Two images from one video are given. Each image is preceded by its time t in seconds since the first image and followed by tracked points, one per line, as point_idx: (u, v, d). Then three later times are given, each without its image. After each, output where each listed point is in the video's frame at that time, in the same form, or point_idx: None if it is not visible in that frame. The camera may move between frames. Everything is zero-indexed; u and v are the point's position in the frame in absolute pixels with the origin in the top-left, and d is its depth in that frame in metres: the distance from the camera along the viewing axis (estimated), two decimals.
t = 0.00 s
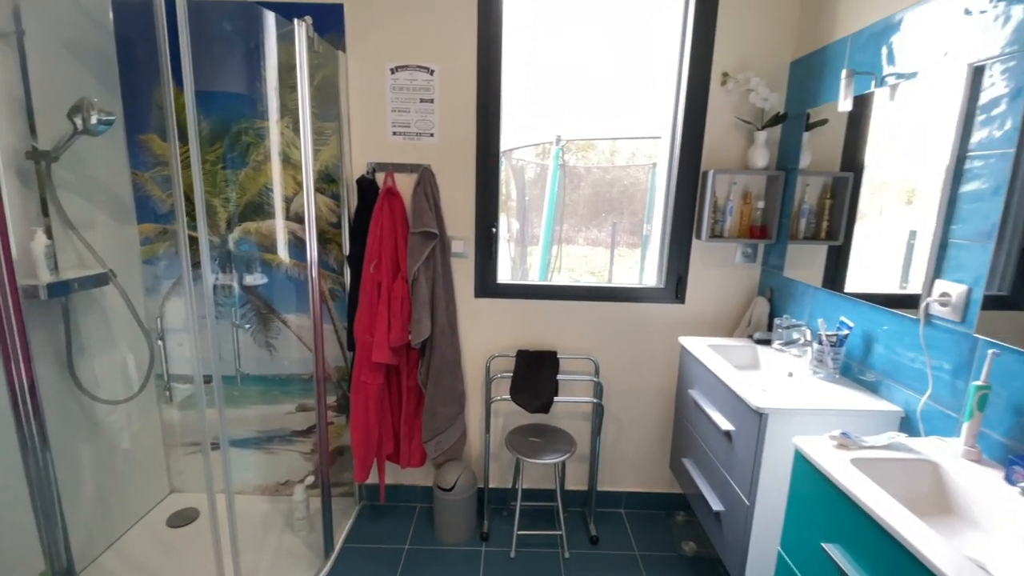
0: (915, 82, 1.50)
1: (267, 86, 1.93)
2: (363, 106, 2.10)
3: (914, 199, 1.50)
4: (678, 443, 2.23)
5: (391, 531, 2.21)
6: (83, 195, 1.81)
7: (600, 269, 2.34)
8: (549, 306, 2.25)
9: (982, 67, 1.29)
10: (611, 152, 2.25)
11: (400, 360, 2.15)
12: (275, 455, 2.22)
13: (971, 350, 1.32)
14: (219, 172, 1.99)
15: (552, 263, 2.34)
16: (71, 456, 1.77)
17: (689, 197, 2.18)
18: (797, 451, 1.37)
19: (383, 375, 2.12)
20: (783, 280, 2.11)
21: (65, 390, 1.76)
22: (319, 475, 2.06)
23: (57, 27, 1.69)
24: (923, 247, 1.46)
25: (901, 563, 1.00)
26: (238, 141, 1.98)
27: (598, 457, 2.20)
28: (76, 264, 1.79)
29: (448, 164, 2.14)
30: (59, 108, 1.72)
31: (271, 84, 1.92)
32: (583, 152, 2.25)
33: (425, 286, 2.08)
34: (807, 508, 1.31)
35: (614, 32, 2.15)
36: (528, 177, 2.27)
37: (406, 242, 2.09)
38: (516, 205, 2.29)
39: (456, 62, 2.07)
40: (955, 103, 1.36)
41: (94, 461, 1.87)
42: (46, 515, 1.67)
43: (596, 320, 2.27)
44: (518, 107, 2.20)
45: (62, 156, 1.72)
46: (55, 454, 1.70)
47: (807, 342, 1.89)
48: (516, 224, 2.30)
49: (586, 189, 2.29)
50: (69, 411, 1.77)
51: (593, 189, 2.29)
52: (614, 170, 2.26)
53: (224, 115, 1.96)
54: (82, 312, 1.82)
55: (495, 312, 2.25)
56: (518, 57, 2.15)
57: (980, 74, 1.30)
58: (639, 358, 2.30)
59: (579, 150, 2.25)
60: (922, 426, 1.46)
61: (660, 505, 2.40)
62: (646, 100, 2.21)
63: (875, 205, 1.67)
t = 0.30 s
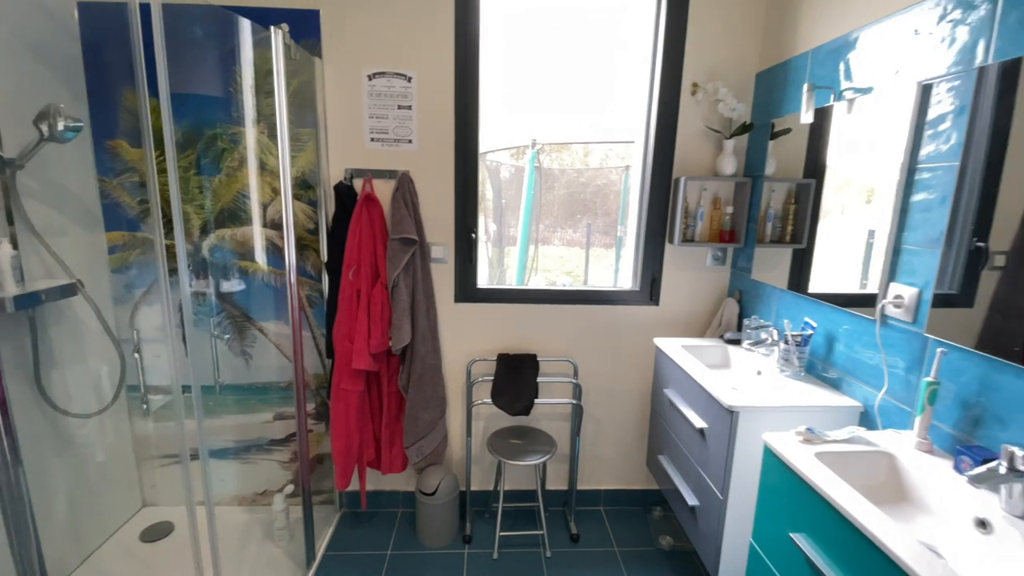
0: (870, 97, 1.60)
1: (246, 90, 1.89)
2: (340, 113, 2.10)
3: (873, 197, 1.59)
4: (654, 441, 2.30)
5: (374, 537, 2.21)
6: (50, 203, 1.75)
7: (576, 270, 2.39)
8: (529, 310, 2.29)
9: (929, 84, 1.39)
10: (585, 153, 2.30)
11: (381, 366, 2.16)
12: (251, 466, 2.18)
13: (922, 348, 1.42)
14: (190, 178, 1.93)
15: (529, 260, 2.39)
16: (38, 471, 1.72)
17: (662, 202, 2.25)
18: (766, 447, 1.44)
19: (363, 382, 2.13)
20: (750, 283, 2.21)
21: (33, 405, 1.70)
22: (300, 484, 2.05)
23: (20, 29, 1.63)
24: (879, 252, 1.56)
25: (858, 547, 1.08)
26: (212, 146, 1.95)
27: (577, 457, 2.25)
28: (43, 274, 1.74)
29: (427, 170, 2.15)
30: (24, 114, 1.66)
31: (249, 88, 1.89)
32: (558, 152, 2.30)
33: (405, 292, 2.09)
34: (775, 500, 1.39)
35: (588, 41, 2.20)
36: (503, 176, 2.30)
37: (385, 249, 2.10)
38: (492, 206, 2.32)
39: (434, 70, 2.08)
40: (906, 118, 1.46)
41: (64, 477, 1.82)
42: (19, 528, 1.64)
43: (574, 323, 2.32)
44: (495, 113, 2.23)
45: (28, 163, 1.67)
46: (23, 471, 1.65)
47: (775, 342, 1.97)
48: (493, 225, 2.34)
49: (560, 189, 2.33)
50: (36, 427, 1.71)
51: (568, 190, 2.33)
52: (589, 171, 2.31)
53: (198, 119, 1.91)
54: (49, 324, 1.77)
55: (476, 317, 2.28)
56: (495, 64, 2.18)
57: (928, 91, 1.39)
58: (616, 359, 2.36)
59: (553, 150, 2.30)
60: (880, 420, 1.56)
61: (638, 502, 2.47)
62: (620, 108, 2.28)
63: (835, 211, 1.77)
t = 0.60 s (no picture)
0: (828, 109, 1.69)
1: (221, 95, 1.87)
2: (317, 117, 2.08)
3: (834, 197, 1.68)
4: (631, 438, 2.37)
5: (356, 542, 2.21)
6: (16, 210, 1.69)
7: (553, 270, 2.45)
8: (508, 312, 2.33)
9: (881, 100, 1.49)
10: (558, 155, 2.36)
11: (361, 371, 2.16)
12: (227, 474, 2.15)
13: (877, 346, 1.52)
14: (161, 183, 1.86)
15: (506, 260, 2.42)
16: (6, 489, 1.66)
17: (636, 206, 2.32)
18: (737, 443, 1.50)
19: (342, 388, 2.12)
20: (720, 284, 2.30)
21: None
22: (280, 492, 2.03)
23: None
24: (837, 255, 1.65)
25: (821, 534, 1.16)
26: (183, 150, 1.90)
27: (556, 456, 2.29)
28: (9, 283, 1.67)
29: (405, 175, 2.16)
30: None
31: (223, 93, 1.87)
32: (532, 152, 2.35)
33: (384, 297, 2.09)
34: (746, 491, 1.46)
35: (563, 48, 2.25)
36: (476, 174, 2.33)
37: (364, 254, 2.10)
38: (468, 206, 2.35)
39: (411, 75, 2.09)
40: (861, 131, 1.56)
41: (32, 492, 1.76)
42: None
43: (552, 325, 2.36)
44: (472, 118, 2.26)
45: None
46: None
47: (743, 341, 2.06)
48: (470, 226, 2.37)
49: (534, 187, 2.38)
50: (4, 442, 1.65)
51: (542, 189, 2.38)
52: (563, 171, 2.37)
53: (169, 122, 1.86)
54: (16, 335, 1.71)
55: (455, 320, 2.30)
56: (472, 69, 2.20)
57: (880, 106, 1.49)
58: (592, 359, 2.42)
59: (527, 150, 2.35)
60: (840, 413, 1.66)
61: (615, 497, 2.53)
62: (593, 114, 2.34)
63: (798, 216, 1.87)
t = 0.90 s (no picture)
0: (789, 120, 1.78)
1: (194, 98, 1.83)
2: (292, 120, 2.07)
3: (798, 196, 1.76)
4: (607, 435, 2.43)
5: (336, 547, 2.19)
6: None
7: (528, 271, 2.48)
8: (486, 315, 2.35)
9: (838, 112, 1.58)
10: (531, 156, 2.39)
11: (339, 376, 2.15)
12: (201, 484, 2.10)
13: (835, 343, 1.61)
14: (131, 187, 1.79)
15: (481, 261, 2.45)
16: None
17: (610, 209, 2.38)
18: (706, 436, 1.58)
19: (320, 393, 2.11)
20: (690, 284, 2.38)
21: None
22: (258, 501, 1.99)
23: None
24: (799, 258, 1.74)
25: (788, 523, 1.22)
26: (153, 152, 1.84)
27: (536, 455, 2.33)
28: None
29: (382, 179, 2.16)
30: None
31: (196, 95, 1.83)
32: (505, 152, 2.38)
33: (362, 301, 2.09)
34: (717, 484, 1.53)
35: (537, 54, 2.29)
36: (450, 173, 2.34)
37: (341, 258, 2.09)
38: (444, 207, 2.36)
39: (387, 80, 2.09)
40: (819, 140, 1.66)
41: None
42: None
43: (529, 326, 2.40)
44: (449, 122, 2.27)
45: None
46: None
47: (712, 339, 2.15)
48: (445, 228, 2.38)
49: (508, 186, 2.41)
50: None
51: (516, 188, 2.41)
52: (537, 171, 2.41)
53: (140, 123, 1.80)
54: None
55: (434, 323, 2.31)
56: (448, 73, 2.21)
57: (836, 118, 1.59)
58: (570, 359, 2.47)
59: (500, 151, 2.37)
60: (803, 406, 1.75)
61: (593, 494, 2.59)
62: (567, 119, 2.39)
63: (762, 220, 1.96)
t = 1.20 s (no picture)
0: (751, 127, 1.86)
1: (162, 98, 1.79)
2: (263, 122, 2.04)
3: (763, 196, 1.84)
4: (582, 433, 2.48)
5: (313, 553, 2.18)
6: None
7: (503, 271, 2.52)
8: (463, 316, 2.37)
9: (795, 121, 1.66)
10: (503, 156, 2.42)
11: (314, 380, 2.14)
12: (172, 493, 2.05)
13: (794, 339, 1.70)
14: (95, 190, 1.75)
15: (455, 260, 2.46)
16: None
17: (583, 211, 2.43)
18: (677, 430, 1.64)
19: (295, 398, 2.09)
20: (660, 284, 2.45)
21: None
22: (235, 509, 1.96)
23: None
24: (761, 258, 1.83)
25: (752, 508, 1.29)
26: (117, 154, 1.79)
27: (513, 453, 2.37)
28: None
29: (356, 182, 2.15)
30: None
31: (167, 95, 1.79)
32: (478, 152, 2.40)
33: (337, 305, 2.08)
34: (687, 474, 1.59)
35: (509, 58, 2.32)
36: (423, 172, 2.34)
37: (315, 261, 2.08)
38: (417, 207, 2.37)
39: (361, 82, 2.09)
40: (779, 148, 1.74)
41: None
42: None
43: (505, 327, 2.43)
44: (423, 124, 2.28)
45: None
46: None
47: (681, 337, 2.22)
48: (418, 228, 2.38)
49: (481, 186, 2.43)
50: None
51: (489, 187, 2.44)
52: (509, 171, 2.44)
53: (104, 125, 1.74)
54: None
55: (410, 324, 2.32)
56: (422, 75, 2.22)
57: (794, 127, 1.67)
58: (545, 359, 2.51)
59: (472, 150, 2.39)
60: (766, 399, 1.84)
61: (569, 490, 2.64)
62: (539, 122, 2.43)
63: (728, 222, 2.04)
